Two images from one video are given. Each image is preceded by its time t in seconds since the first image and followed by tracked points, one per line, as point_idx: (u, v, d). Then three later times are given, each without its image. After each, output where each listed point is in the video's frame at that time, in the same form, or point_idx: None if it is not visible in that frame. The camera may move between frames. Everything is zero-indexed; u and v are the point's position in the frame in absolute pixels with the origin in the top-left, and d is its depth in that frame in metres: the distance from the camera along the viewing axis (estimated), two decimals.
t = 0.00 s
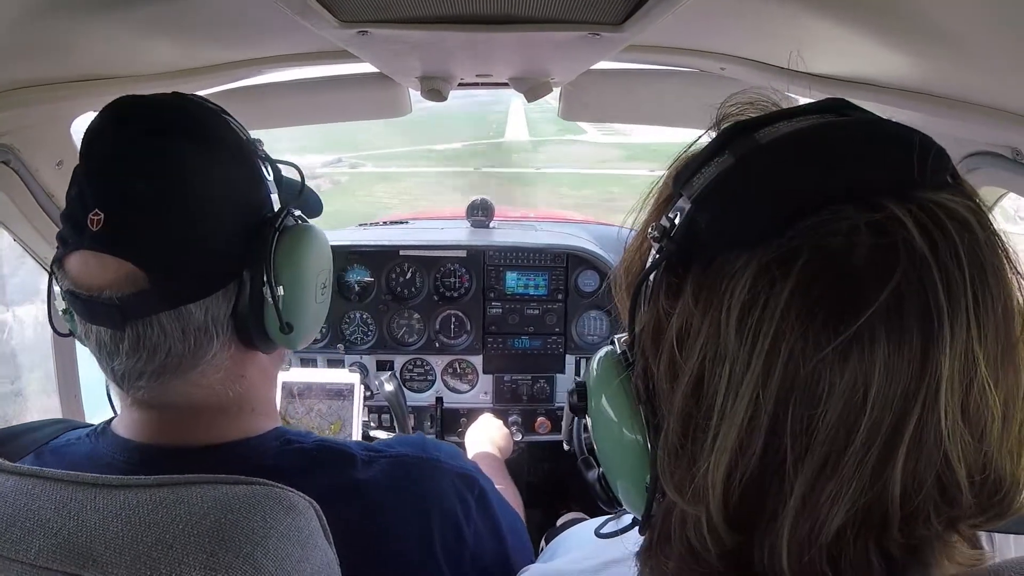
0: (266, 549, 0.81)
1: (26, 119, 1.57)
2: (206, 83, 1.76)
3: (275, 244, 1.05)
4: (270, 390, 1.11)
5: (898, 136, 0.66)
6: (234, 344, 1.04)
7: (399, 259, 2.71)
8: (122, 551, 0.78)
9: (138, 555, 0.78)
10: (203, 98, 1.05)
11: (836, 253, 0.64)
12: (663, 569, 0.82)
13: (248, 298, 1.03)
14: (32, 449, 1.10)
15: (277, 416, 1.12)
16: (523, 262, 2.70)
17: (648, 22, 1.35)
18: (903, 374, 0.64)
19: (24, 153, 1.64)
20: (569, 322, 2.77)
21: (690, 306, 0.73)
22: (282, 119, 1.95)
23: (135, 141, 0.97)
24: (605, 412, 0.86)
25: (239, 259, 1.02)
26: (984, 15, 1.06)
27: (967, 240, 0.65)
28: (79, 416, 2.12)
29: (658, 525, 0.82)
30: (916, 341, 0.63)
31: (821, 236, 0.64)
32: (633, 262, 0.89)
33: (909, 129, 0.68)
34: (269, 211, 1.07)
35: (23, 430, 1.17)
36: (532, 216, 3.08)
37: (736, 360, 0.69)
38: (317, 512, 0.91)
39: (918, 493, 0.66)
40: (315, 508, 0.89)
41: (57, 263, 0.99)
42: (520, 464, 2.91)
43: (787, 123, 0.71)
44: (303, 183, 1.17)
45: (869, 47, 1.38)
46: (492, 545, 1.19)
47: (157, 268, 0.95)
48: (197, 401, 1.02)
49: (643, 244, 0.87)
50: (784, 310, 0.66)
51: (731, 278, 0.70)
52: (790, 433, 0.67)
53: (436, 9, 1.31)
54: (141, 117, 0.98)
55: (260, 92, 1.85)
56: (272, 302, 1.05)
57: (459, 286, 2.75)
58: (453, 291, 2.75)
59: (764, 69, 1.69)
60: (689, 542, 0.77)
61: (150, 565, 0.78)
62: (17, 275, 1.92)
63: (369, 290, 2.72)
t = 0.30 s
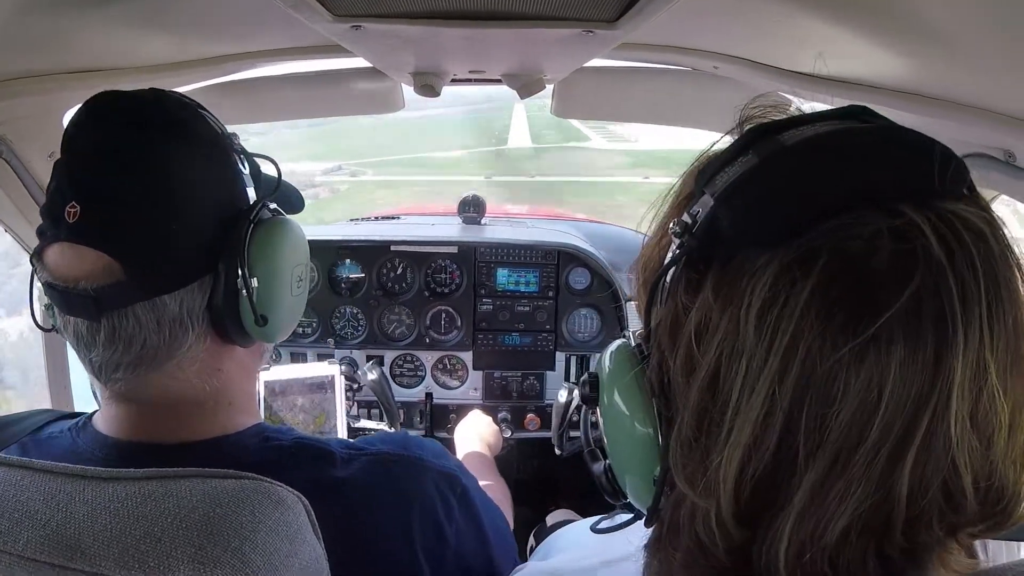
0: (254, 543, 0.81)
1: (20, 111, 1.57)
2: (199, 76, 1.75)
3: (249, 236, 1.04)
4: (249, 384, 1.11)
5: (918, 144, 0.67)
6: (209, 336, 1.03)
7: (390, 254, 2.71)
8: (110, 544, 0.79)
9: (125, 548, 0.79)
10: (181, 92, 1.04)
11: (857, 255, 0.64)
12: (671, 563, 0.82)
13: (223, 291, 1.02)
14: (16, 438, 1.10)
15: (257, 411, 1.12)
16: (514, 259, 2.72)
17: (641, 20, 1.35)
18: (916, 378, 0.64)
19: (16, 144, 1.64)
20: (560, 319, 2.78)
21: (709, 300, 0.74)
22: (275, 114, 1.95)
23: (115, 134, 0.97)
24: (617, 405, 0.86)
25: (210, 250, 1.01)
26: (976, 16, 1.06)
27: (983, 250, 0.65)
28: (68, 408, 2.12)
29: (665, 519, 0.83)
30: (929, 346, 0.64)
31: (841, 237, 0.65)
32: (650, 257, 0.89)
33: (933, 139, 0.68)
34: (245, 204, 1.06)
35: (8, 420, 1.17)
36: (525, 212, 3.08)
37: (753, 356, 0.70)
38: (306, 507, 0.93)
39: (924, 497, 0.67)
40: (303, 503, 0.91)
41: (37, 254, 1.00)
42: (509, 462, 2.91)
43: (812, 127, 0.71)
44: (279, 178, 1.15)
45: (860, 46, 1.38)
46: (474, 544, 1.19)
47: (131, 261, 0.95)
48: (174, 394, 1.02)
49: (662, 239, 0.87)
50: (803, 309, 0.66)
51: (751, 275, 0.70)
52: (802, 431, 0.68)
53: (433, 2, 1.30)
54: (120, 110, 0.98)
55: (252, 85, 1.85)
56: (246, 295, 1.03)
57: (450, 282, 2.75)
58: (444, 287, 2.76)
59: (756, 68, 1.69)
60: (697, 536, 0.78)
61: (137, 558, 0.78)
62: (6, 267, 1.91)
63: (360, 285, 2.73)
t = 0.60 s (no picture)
0: (267, 561, 0.81)
1: (14, 133, 1.57)
2: (193, 91, 1.75)
3: (268, 258, 1.04)
4: (265, 405, 1.11)
5: (928, 138, 0.67)
6: (227, 358, 1.04)
7: (392, 262, 2.71)
8: (123, 567, 0.79)
9: (139, 571, 0.78)
10: (195, 112, 1.05)
11: (865, 248, 0.64)
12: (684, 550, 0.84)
13: (240, 314, 1.02)
14: (27, 467, 1.10)
15: (273, 430, 1.12)
16: (516, 262, 2.71)
17: (633, 18, 1.35)
18: (928, 370, 0.64)
19: (12, 166, 1.64)
20: (564, 321, 2.77)
21: (721, 291, 0.74)
22: (272, 127, 1.95)
23: (129, 153, 0.98)
24: (634, 398, 0.87)
25: (228, 271, 1.02)
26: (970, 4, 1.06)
27: (995, 244, 0.65)
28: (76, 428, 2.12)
29: (677, 506, 0.85)
30: (940, 341, 0.64)
31: (850, 229, 0.65)
32: (669, 250, 0.90)
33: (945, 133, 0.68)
34: (262, 225, 1.07)
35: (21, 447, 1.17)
36: (526, 215, 3.07)
37: (764, 347, 0.70)
38: (317, 522, 0.92)
39: (935, 490, 0.67)
40: (315, 519, 0.90)
41: (53, 275, 1.00)
42: (520, 466, 2.92)
43: (826, 121, 0.71)
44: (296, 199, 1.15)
45: (854, 36, 1.38)
46: (491, 551, 1.19)
47: (147, 282, 0.96)
48: (190, 417, 1.01)
49: (680, 231, 0.88)
50: (812, 301, 0.66)
51: (763, 267, 0.70)
52: (813, 422, 0.68)
53: (431, 10, 1.30)
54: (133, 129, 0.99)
55: (246, 98, 1.84)
56: (264, 318, 1.04)
57: (453, 288, 2.75)
58: (447, 293, 2.75)
59: (751, 62, 1.68)
60: (709, 523, 0.79)
61: None
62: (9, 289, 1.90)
63: (364, 294, 2.73)
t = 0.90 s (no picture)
0: None
1: (21, 163, 1.57)
2: (197, 115, 1.75)
3: (318, 291, 1.05)
4: (305, 434, 1.10)
5: (985, 141, 0.66)
6: (273, 391, 1.02)
7: (402, 279, 2.70)
8: None
9: None
10: (246, 142, 1.04)
11: (928, 246, 0.63)
12: (730, 546, 0.83)
13: (290, 346, 1.02)
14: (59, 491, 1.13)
15: (312, 457, 1.11)
16: (527, 275, 2.71)
17: (636, 27, 1.34)
18: (988, 371, 0.64)
19: (21, 197, 1.64)
20: (577, 332, 2.77)
21: (780, 284, 0.72)
22: (277, 147, 1.95)
23: (178, 180, 0.95)
24: (683, 395, 0.84)
25: (280, 306, 1.00)
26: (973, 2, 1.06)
27: None
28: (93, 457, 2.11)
29: (724, 502, 0.84)
30: (999, 343, 0.63)
31: (912, 227, 0.64)
32: (716, 242, 0.87)
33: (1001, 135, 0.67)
34: (311, 258, 1.06)
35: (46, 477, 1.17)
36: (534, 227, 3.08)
37: (826, 342, 0.69)
38: (336, 542, 0.91)
39: (984, 490, 0.68)
40: (334, 538, 0.89)
41: (94, 303, 0.97)
42: (537, 478, 2.90)
43: (883, 121, 0.71)
44: (344, 232, 1.15)
45: (858, 37, 1.38)
46: None
47: (198, 316, 0.93)
48: (233, 447, 1.00)
49: (733, 222, 0.85)
50: (875, 298, 0.65)
51: (824, 263, 0.68)
52: (874, 421, 0.67)
53: (432, 25, 1.30)
54: (181, 154, 0.96)
55: (251, 120, 1.84)
56: (314, 352, 1.04)
57: (464, 302, 2.74)
58: (459, 307, 2.74)
59: (755, 67, 1.68)
60: (759, 520, 0.78)
61: None
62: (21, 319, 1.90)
63: (375, 312, 2.73)
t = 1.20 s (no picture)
0: None
1: (34, 171, 1.58)
2: (210, 123, 1.76)
3: (355, 305, 1.05)
4: (334, 439, 1.11)
5: None
6: (307, 402, 1.03)
7: (416, 287, 2.70)
8: None
9: None
10: (280, 150, 1.04)
11: (1006, 258, 0.62)
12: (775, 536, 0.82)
13: (326, 357, 1.02)
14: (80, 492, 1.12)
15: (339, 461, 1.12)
16: (540, 283, 2.72)
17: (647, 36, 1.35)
18: None
19: (35, 205, 1.65)
20: (590, 340, 2.77)
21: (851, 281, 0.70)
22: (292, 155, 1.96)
23: (217, 191, 0.95)
24: (730, 387, 0.83)
25: (317, 321, 1.00)
26: (987, 11, 1.07)
27: None
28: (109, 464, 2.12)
29: (771, 496, 0.82)
30: None
31: (989, 238, 0.63)
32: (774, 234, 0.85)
33: None
34: (347, 269, 1.06)
35: (71, 477, 1.17)
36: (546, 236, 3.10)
37: (894, 345, 0.67)
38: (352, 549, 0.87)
39: None
40: (350, 543, 0.85)
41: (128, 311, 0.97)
42: (552, 485, 2.90)
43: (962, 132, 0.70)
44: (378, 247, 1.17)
45: (869, 47, 1.38)
46: None
47: (236, 329, 0.93)
48: (265, 453, 1.01)
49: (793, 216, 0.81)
50: (950, 303, 0.64)
51: (898, 267, 0.67)
52: (939, 428, 0.66)
53: (449, 33, 1.30)
54: (221, 165, 0.97)
55: (265, 128, 1.85)
56: (350, 363, 1.04)
57: (478, 311, 2.74)
58: (472, 316, 2.74)
59: (767, 75, 1.69)
60: (810, 516, 0.77)
61: None
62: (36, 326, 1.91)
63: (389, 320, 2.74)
